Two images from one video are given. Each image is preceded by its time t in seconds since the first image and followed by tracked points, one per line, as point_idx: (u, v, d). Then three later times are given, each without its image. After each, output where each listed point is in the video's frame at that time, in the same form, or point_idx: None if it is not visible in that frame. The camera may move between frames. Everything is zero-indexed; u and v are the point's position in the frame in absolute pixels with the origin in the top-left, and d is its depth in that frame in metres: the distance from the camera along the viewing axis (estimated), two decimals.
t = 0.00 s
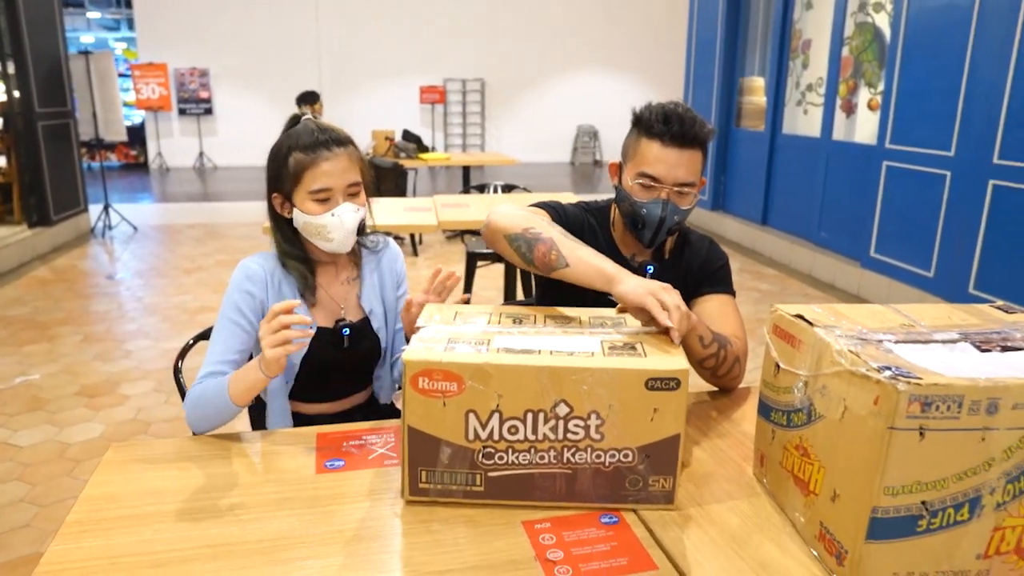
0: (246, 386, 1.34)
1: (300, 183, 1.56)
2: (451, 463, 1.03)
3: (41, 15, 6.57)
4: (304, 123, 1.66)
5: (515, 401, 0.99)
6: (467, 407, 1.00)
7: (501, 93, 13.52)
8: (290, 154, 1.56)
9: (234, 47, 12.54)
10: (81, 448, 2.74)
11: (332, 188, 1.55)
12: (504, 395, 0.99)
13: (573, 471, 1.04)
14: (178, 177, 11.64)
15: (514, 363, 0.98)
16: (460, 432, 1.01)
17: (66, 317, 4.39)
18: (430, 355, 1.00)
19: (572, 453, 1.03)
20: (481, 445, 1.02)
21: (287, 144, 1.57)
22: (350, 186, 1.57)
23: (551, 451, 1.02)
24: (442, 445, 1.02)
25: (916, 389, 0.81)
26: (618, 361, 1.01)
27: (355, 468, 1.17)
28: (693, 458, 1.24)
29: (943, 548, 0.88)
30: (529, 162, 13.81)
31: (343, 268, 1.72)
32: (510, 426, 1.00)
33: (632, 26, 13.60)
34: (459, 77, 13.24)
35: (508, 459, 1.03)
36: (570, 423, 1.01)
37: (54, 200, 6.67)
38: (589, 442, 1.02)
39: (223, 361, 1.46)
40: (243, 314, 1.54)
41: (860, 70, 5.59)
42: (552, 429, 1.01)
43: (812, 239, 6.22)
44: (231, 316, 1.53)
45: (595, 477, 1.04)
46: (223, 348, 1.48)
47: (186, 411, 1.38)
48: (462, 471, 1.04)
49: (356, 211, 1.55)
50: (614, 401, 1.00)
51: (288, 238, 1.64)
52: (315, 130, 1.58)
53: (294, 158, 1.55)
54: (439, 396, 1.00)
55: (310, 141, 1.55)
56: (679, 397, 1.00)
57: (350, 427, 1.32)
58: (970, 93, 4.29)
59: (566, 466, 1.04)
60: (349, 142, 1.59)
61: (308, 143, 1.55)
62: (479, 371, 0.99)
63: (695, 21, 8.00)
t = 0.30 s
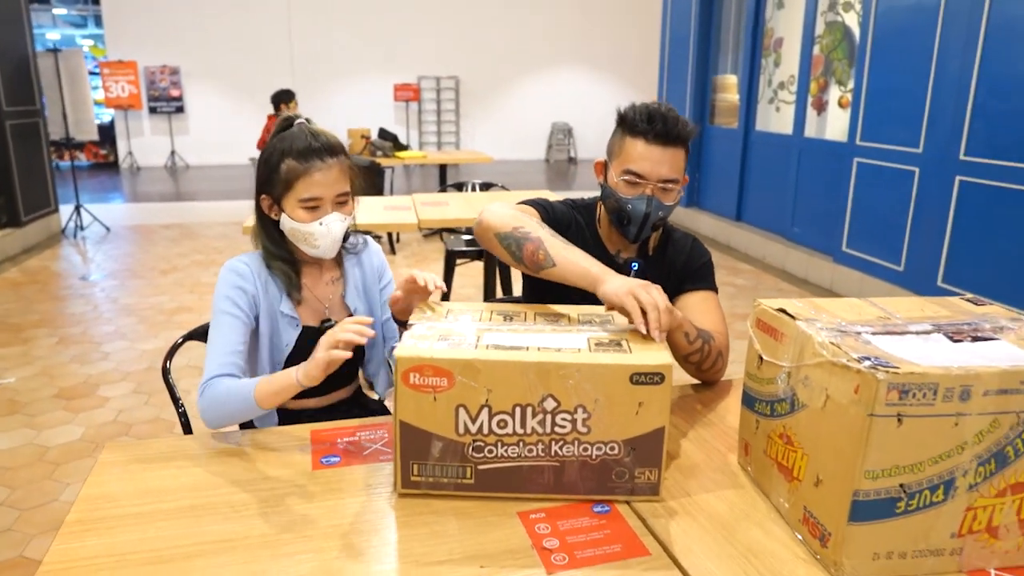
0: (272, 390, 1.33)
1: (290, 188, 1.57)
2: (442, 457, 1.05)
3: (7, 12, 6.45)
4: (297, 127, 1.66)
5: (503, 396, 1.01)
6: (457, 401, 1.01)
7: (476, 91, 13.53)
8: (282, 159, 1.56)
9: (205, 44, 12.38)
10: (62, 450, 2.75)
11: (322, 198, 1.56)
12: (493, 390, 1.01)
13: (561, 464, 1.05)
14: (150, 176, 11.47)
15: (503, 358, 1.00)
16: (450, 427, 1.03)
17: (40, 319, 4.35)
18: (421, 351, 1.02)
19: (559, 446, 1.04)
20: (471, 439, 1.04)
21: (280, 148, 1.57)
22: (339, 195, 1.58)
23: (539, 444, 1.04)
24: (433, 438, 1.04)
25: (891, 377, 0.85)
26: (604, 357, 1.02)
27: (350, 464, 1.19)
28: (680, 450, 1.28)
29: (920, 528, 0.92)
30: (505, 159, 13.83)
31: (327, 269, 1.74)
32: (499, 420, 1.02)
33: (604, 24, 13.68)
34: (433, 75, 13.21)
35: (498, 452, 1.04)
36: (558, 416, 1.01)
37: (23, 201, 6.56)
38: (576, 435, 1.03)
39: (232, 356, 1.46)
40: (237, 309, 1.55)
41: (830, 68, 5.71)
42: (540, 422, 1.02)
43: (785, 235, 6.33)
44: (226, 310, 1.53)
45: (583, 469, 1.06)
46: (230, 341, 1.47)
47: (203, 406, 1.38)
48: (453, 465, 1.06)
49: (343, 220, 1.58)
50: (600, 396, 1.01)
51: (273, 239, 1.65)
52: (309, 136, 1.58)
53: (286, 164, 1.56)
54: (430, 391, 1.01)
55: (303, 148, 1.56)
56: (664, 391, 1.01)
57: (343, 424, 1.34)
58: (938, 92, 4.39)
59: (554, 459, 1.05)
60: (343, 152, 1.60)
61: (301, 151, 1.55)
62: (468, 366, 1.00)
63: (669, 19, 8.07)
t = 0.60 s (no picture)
0: (293, 376, 1.34)
1: (277, 185, 1.57)
2: (435, 456, 1.07)
3: None
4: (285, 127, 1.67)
5: (494, 395, 1.02)
6: (449, 401, 1.03)
7: (456, 84, 13.48)
8: (270, 156, 1.56)
9: (180, 38, 12.21)
10: (45, 452, 2.75)
11: (308, 194, 1.56)
12: (483, 390, 1.02)
13: (551, 459, 1.08)
14: (125, 172, 11.31)
15: (494, 358, 1.01)
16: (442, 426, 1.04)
17: (18, 319, 4.30)
18: (412, 354, 1.03)
19: (550, 442, 1.06)
20: (463, 437, 1.05)
21: (267, 145, 1.57)
22: (325, 193, 1.58)
23: (530, 441, 1.06)
24: (426, 439, 1.06)
25: (875, 371, 0.88)
26: (590, 353, 1.04)
27: (344, 462, 1.21)
28: (667, 444, 1.30)
29: (900, 514, 0.96)
30: (484, 153, 13.81)
31: (311, 270, 1.74)
32: (490, 418, 1.03)
33: (581, 16, 13.68)
34: (411, 68, 13.14)
35: (490, 449, 1.07)
36: (548, 413, 1.04)
37: None
38: (566, 431, 1.05)
39: (235, 350, 1.47)
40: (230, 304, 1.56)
41: (807, 60, 5.78)
42: (531, 420, 1.04)
43: (763, 226, 6.41)
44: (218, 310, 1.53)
45: (573, 465, 1.08)
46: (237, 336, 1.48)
47: (221, 396, 1.38)
48: (446, 463, 1.08)
49: (331, 217, 1.58)
50: (588, 392, 1.03)
51: (258, 238, 1.65)
52: (297, 135, 1.59)
53: (274, 160, 1.56)
54: (421, 393, 1.03)
55: (291, 145, 1.56)
56: (650, 385, 1.04)
57: (335, 423, 1.36)
58: (912, 84, 4.47)
59: (544, 455, 1.07)
60: (329, 151, 1.61)
61: (288, 148, 1.56)
62: (459, 367, 1.01)
63: (647, 12, 8.08)
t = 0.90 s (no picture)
0: (298, 360, 1.50)
1: (282, 184, 1.67)
2: (396, 425, 1.18)
3: None
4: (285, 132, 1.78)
5: (446, 370, 1.13)
6: (406, 375, 1.14)
7: (461, 85, 13.61)
8: (274, 157, 1.67)
9: (189, 40, 12.39)
10: (55, 439, 2.91)
11: (313, 191, 1.67)
12: (437, 366, 1.13)
13: (500, 432, 1.18)
14: (136, 173, 11.50)
15: (446, 338, 1.12)
16: (401, 397, 1.16)
17: (30, 314, 4.46)
18: (375, 331, 1.14)
19: (498, 416, 1.17)
20: (420, 409, 1.17)
21: (270, 147, 1.68)
22: (328, 189, 1.69)
23: (480, 413, 1.16)
24: (387, 409, 1.17)
25: (785, 347, 0.98)
26: (536, 336, 1.14)
27: (322, 435, 1.32)
28: (620, 420, 1.41)
29: (818, 480, 1.06)
30: (489, 153, 13.93)
31: (315, 263, 1.83)
32: (443, 392, 1.14)
33: (585, 16, 13.76)
34: (417, 70, 13.28)
35: (444, 421, 1.17)
36: (496, 388, 1.14)
37: (9, 198, 6.63)
38: (512, 406, 1.15)
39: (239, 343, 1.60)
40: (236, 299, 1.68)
41: (802, 62, 5.88)
42: (480, 394, 1.15)
43: (760, 225, 6.49)
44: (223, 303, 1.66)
45: (520, 438, 1.18)
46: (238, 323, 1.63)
47: (227, 386, 1.53)
48: (404, 432, 1.19)
49: (334, 212, 1.68)
50: (532, 370, 1.13)
51: (266, 234, 1.75)
52: (298, 136, 1.69)
53: (278, 162, 1.67)
54: (382, 367, 1.14)
55: (293, 147, 1.67)
56: (591, 365, 1.13)
57: (317, 402, 1.47)
58: (901, 86, 4.57)
59: (493, 427, 1.18)
60: (329, 150, 1.72)
61: (290, 149, 1.66)
62: (415, 345, 1.12)
63: (648, 13, 8.17)
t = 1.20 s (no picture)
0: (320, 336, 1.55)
1: (320, 160, 1.64)
2: (406, 411, 1.23)
3: (31, 12, 6.72)
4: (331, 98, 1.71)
5: (456, 358, 1.17)
6: (417, 362, 1.18)
7: (488, 85, 13.67)
8: (315, 132, 1.62)
9: (221, 39, 12.60)
10: (86, 426, 3.01)
11: (351, 170, 1.64)
12: (447, 354, 1.17)
13: (507, 420, 1.22)
14: (168, 170, 11.73)
15: (456, 327, 1.16)
16: (412, 384, 1.20)
17: (64, 306, 4.60)
18: (388, 320, 1.19)
19: (505, 404, 1.20)
20: (430, 395, 1.21)
21: (312, 120, 1.63)
22: (367, 168, 1.67)
23: (488, 401, 1.20)
24: (398, 395, 1.22)
25: (784, 339, 1.01)
26: (542, 326, 1.17)
27: (338, 421, 1.37)
28: (627, 412, 1.43)
29: (816, 471, 1.08)
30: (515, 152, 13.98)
31: (350, 232, 1.86)
32: (453, 379, 1.18)
33: (613, 16, 13.74)
34: (444, 69, 13.36)
35: (453, 408, 1.22)
36: (503, 377, 1.18)
37: (48, 194, 6.82)
38: (519, 394, 1.19)
39: (273, 317, 1.68)
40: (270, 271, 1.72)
41: (830, 62, 5.85)
42: (488, 382, 1.18)
43: (784, 226, 6.45)
44: (259, 277, 1.70)
45: (526, 426, 1.22)
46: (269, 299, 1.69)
47: (262, 358, 1.62)
48: (415, 418, 1.23)
49: (369, 192, 1.67)
50: (539, 360, 1.17)
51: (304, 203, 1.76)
52: (341, 108, 1.64)
53: (318, 138, 1.62)
54: (394, 354, 1.19)
55: (335, 123, 1.61)
56: (596, 356, 1.16)
57: (333, 389, 1.52)
58: (929, 85, 4.52)
59: (500, 415, 1.21)
60: (373, 128, 1.66)
61: (333, 127, 1.61)
62: (426, 333, 1.17)
63: (674, 12, 8.13)
